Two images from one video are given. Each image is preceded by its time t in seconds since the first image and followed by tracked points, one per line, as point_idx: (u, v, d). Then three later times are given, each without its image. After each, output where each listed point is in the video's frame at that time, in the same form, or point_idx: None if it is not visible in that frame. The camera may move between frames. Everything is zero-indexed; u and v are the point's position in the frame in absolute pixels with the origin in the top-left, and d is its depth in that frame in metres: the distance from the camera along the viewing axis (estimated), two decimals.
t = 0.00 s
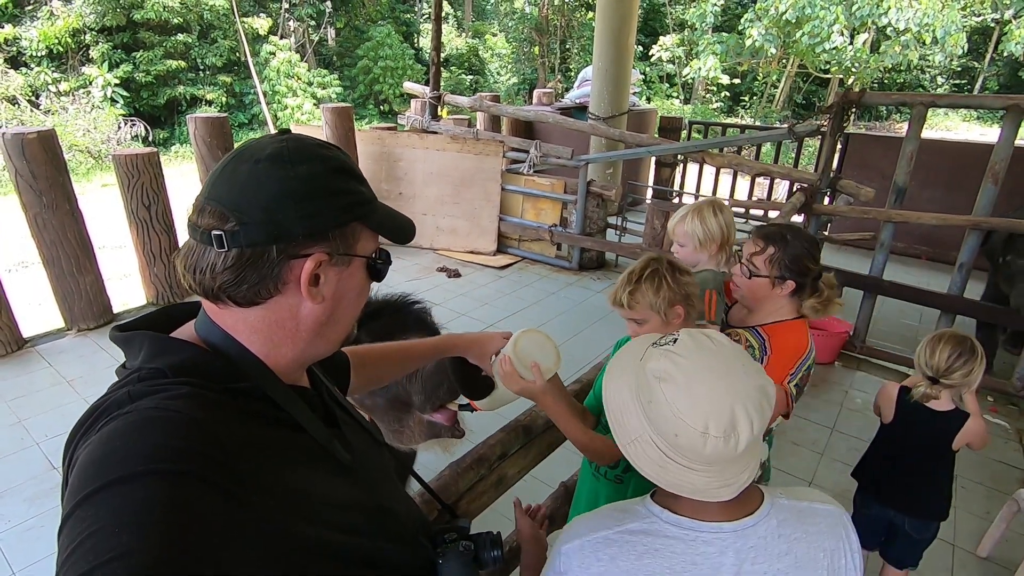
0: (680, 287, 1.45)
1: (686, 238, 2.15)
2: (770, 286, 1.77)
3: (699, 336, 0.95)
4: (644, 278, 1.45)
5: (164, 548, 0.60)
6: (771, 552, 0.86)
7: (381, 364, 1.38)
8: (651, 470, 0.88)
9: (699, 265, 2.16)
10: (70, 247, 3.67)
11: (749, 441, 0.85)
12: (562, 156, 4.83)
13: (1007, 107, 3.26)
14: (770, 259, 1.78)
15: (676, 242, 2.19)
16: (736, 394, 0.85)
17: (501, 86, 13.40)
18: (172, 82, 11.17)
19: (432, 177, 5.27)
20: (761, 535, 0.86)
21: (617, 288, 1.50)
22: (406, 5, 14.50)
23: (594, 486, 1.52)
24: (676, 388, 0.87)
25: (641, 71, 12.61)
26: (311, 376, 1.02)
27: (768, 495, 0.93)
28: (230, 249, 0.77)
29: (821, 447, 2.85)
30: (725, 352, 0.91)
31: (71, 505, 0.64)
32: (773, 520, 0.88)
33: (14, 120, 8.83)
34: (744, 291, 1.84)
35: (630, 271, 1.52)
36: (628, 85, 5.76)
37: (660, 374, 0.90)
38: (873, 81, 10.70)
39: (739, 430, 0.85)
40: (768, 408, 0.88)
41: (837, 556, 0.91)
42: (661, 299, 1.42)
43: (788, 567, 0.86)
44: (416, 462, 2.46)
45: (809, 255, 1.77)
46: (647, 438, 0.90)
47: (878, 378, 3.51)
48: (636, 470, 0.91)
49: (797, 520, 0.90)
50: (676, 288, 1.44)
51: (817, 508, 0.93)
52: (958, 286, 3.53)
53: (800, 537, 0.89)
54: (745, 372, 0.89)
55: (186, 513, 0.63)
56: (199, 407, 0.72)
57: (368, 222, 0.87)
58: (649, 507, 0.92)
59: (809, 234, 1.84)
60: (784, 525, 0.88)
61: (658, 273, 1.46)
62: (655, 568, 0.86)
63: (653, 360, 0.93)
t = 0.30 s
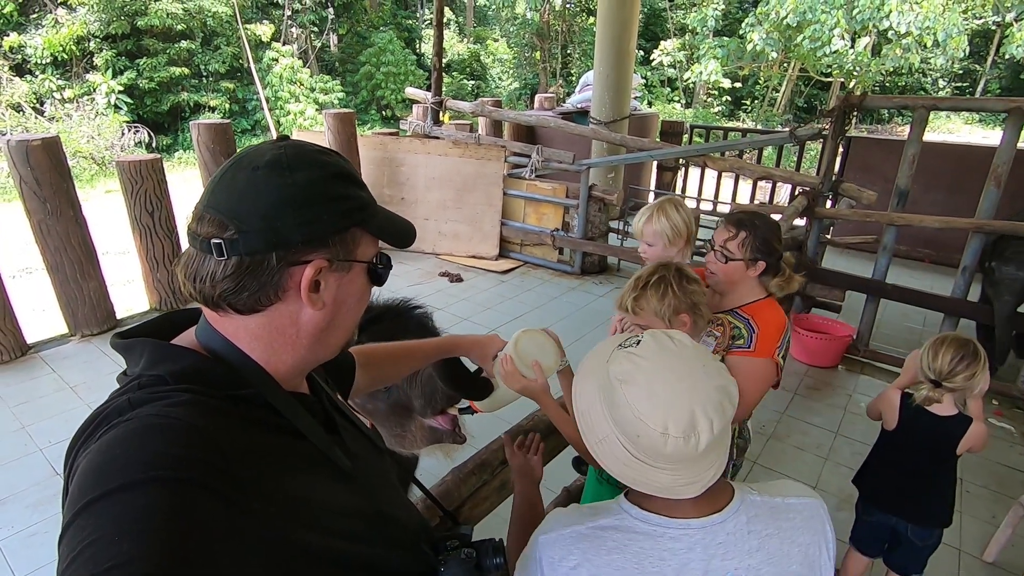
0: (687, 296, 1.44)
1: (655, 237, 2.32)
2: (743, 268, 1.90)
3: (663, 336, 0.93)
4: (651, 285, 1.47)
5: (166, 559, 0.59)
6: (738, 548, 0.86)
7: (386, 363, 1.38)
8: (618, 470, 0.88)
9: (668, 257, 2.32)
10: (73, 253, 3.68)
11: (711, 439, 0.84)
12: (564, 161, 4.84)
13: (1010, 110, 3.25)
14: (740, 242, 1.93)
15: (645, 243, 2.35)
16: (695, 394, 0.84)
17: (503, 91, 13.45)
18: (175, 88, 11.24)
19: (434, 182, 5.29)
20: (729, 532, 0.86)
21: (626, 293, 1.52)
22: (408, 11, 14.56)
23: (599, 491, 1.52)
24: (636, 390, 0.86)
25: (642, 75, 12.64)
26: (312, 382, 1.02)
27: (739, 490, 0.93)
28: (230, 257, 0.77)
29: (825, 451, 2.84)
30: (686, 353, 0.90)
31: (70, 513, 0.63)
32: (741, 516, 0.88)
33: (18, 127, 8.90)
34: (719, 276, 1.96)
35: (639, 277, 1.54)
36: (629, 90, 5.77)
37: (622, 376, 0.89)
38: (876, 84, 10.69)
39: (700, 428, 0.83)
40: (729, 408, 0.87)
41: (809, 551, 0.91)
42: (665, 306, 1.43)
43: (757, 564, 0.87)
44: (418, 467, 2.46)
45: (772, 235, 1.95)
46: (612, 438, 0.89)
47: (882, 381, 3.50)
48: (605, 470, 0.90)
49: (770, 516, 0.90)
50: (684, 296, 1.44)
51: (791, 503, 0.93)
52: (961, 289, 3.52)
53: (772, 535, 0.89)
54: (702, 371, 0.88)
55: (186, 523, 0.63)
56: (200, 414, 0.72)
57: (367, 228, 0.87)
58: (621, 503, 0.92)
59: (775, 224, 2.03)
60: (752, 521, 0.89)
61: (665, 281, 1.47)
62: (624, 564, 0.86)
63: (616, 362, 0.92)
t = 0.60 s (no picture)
0: (692, 300, 1.44)
1: (638, 244, 2.31)
2: (728, 262, 1.95)
3: (638, 336, 0.91)
4: (658, 286, 1.47)
5: (173, 568, 0.59)
6: (718, 542, 0.85)
7: (390, 361, 1.39)
8: (593, 468, 0.86)
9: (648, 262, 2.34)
10: (76, 256, 3.69)
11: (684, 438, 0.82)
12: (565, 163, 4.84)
13: (1012, 112, 3.25)
14: (725, 237, 1.97)
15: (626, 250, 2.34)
16: (668, 392, 0.82)
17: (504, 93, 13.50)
18: (177, 91, 11.26)
19: (436, 184, 5.29)
20: (707, 526, 0.85)
21: (634, 292, 1.53)
22: (409, 14, 14.58)
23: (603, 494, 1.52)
24: (609, 391, 0.84)
25: (643, 77, 12.66)
26: (319, 387, 1.01)
27: (715, 484, 0.92)
28: (237, 262, 0.77)
29: (828, 453, 2.84)
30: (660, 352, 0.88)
31: (75, 521, 0.63)
32: (719, 510, 0.87)
33: (21, 130, 8.93)
34: (704, 270, 2.01)
35: (647, 277, 1.54)
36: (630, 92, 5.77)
37: (596, 376, 0.86)
38: (876, 85, 10.70)
39: (672, 426, 0.81)
40: (701, 406, 0.84)
41: (788, 543, 0.91)
42: (669, 308, 1.43)
43: (739, 556, 0.86)
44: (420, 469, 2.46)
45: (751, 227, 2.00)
46: (585, 436, 0.86)
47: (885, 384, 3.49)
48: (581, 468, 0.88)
49: (748, 507, 0.90)
50: (689, 301, 1.44)
51: (769, 496, 0.93)
52: (964, 291, 3.51)
53: (751, 527, 0.88)
54: (675, 370, 0.85)
55: (193, 535, 0.62)
56: (207, 421, 0.72)
57: (373, 233, 0.87)
58: (602, 498, 0.92)
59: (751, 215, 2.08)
60: (730, 515, 0.88)
61: (672, 284, 1.46)
62: (603, 556, 0.87)
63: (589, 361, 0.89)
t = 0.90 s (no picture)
0: (696, 299, 1.45)
1: (616, 249, 2.23)
2: (715, 259, 1.97)
3: (614, 332, 0.91)
4: (663, 282, 1.47)
5: (176, 567, 0.59)
6: (696, 528, 0.86)
7: (389, 358, 1.40)
8: (571, 461, 0.86)
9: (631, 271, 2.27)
10: (77, 256, 3.69)
11: (659, 431, 0.82)
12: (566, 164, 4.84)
13: (1012, 113, 3.25)
14: (712, 235, 1.98)
15: (605, 256, 2.26)
16: (641, 384, 0.83)
17: (504, 94, 13.52)
18: (178, 92, 11.27)
19: (436, 185, 5.29)
20: (687, 512, 0.86)
21: (640, 286, 1.53)
22: (409, 15, 14.59)
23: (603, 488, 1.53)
24: (585, 386, 0.84)
25: (643, 79, 12.66)
26: (321, 386, 1.01)
27: (694, 471, 0.92)
28: (239, 261, 0.77)
29: (829, 454, 2.84)
30: (636, 346, 0.88)
31: (77, 521, 0.63)
32: (698, 497, 0.88)
33: (22, 130, 8.94)
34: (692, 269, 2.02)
35: (655, 272, 1.53)
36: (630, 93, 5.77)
37: (572, 373, 0.86)
38: (876, 87, 10.72)
39: (646, 420, 0.82)
40: (676, 402, 0.85)
41: (764, 521, 0.93)
42: (673, 306, 1.43)
43: (721, 540, 0.87)
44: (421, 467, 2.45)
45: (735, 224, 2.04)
46: (565, 429, 0.86)
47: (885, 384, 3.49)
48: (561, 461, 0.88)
49: (726, 491, 0.91)
50: (693, 300, 1.44)
51: (744, 478, 0.94)
52: (965, 292, 3.51)
53: (731, 510, 0.90)
54: (649, 364, 0.86)
55: (196, 536, 0.62)
56: (208, 420, 0.72)
57: (374, 232, 0.87)
58: (586, 489, 0.92)
59: (733, 213, 2.10)
60: (709, 501, 0.89)
61: (678, 281, 1.46)
62: (586, 546, 0.87)
63: (567, 358, 0.89)
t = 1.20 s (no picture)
0: (700, 303, 1.44)
1: (593, 258, 2.10)
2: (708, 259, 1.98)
3: (601, 331, 0.91)
4: (669, 284, 1.47)
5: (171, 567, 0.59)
6: (688, 525, 0.86)
7: (388, 356, 1.39)
8: (563, 460, 0.85)
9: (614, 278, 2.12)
10: (78, 257, 3.69)
11: (649, 428, 0.82)
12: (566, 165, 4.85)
13: (1012, 114, 3.25)
14: (706, 233, 1.98)
15: (582, 266, 2.14)
16: (627, 382, 0.83)
17: (504, 95, 13.53)
18: (179, 93, 11.29)
19: (436, 186, 5.29)
20: (680, 510, 0.86)
21: (647, 286, 1.53)
22: (410, 17, 14.61)
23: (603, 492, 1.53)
24: (575, 383, 0.84)
25: (644, 81, 12.68)
26: (316, 387, 1.01)
27: (686, 468, 0.92)
28: (235, 260, 0.77)
29: (829, 455, 2.84)
30: (625, 344, 0.88)
31: (70, 522, 0.62)
32: (690, 494, 0.88)
33: (23, 131, 8.98)
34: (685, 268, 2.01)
35: (662, 274, 1.54)
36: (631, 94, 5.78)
37: (562, 371, 0.86)
38: (877, 89, 10.72)
39: (636, 417, 0.82)
40: (665, 398, 0.85)
41: (753, 515, 0.94)
42: (676, 309, 1.43)
43: (713, 535, 0.88)
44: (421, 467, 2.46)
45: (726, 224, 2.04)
46: (556, 429, 0.86)
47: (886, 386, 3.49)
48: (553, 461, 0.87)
49: (718, 488, 0.91)
50: (698, 304, 1.43)
51: (733, 473, 0.94)
52: (965, 294, 3.54)
53: (721, 505, 0.90)
54: (640, 362, 0.86)
55: (190, 536, 0.62)
56: (202, 420, 0.72)
57: (370, 233, 0.87)
58: (580, 489, 0.92)
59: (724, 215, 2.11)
60: (701, 497, 0.89)
61: (684, 284, 1.46)
62: (580, 546, 0.87)
63: (556, 357, 0.89)
